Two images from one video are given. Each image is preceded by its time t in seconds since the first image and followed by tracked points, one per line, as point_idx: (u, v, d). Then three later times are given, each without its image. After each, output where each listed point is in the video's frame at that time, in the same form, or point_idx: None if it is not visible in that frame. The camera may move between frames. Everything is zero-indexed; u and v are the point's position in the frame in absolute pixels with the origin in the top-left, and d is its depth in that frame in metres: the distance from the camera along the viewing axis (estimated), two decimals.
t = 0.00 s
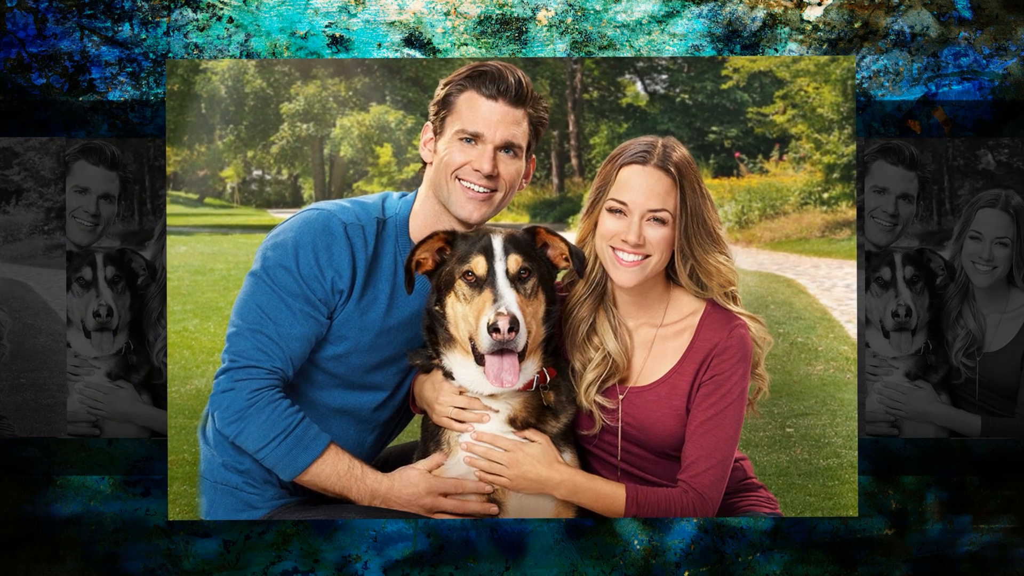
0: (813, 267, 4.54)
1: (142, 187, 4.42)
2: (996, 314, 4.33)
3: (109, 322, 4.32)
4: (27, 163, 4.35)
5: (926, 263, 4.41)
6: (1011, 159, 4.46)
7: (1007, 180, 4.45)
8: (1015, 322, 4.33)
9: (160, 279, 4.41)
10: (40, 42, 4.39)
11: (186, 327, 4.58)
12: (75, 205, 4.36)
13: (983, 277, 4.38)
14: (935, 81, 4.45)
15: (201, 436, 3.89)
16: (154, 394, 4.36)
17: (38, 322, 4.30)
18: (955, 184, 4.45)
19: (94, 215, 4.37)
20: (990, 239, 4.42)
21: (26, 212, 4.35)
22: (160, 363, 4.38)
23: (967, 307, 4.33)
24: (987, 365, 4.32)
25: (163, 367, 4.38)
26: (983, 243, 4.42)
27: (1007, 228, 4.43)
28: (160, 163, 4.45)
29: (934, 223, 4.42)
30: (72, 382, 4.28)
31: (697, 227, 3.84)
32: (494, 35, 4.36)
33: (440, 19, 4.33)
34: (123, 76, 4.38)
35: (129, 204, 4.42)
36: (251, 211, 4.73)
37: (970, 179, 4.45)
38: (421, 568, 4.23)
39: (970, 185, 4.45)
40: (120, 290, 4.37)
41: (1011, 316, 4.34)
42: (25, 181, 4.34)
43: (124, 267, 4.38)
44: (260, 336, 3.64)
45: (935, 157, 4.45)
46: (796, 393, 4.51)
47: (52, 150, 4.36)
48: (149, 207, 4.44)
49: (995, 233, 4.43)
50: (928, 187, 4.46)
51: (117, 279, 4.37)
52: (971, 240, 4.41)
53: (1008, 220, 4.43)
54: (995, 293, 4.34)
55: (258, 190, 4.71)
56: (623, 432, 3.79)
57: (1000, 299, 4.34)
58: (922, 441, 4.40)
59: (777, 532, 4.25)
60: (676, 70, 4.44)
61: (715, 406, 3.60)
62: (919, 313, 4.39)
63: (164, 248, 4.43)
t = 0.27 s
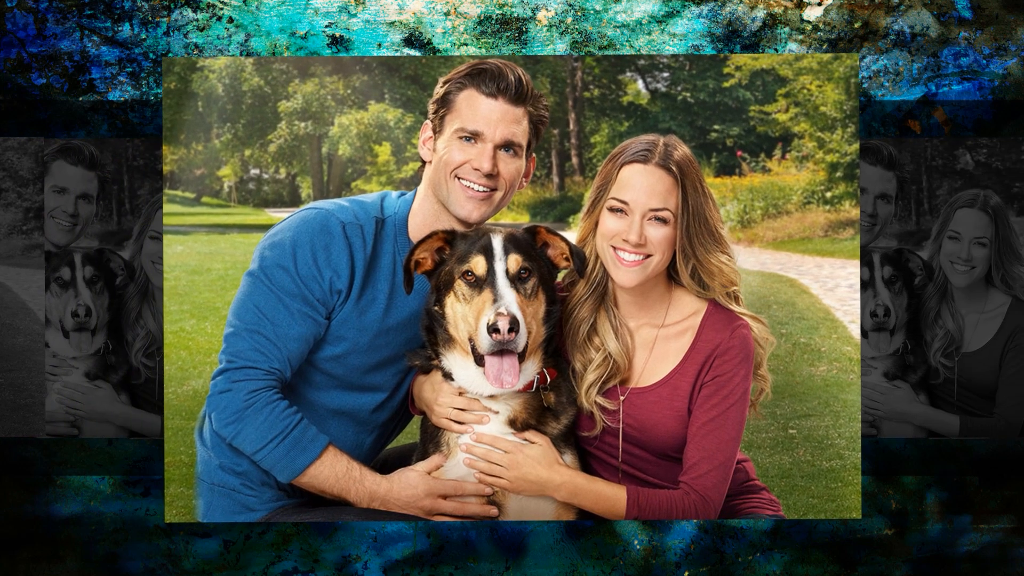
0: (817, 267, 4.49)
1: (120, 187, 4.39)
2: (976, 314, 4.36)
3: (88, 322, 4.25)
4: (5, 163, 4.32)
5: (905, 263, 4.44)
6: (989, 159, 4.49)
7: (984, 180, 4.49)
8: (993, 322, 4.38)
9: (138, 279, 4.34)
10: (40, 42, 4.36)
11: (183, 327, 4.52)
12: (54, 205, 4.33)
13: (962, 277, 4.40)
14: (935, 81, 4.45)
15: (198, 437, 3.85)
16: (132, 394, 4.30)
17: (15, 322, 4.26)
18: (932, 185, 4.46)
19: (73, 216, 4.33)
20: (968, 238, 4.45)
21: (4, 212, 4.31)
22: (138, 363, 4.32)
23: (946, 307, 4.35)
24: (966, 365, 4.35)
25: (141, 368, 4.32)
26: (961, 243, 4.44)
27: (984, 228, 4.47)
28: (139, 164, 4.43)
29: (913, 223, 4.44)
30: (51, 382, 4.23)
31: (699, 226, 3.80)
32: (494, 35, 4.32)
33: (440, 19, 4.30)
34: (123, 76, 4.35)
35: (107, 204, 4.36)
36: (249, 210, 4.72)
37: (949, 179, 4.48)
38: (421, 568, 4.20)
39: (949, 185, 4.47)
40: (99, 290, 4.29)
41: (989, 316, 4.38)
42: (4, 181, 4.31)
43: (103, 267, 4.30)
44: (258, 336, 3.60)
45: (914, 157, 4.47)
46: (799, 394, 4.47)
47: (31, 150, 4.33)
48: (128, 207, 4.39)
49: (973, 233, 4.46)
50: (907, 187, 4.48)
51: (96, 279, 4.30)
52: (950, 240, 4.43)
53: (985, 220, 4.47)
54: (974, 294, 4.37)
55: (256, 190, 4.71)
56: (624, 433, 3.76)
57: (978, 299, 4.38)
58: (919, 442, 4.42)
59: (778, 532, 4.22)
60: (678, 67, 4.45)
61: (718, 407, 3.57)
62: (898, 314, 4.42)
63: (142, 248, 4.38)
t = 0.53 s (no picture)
0: (819, 266, 4.49)
1: (98, 187, 4.34)
2: (953, 313, 4.27)
3: (66, 322, 4.21)
4: None
5: (883, 263, 4.39)
6: (968, 159, 4.42)
7: (963, 180, 4.41)
8: (971, 322, 4.28)
9: (116, 279, 4.30)
10: (40, 42, 4.29)
11: (180, 327, 4.52)
12: (33, 205, 4.28)
13: (941, 277, 4.33)
14: (935, 81, 4.36)
15: (195, 439, 3.81)
16: (110, 394, 4.24)
17: None
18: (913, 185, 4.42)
19: (51, 215, 4.28)
20: (947, 238, 4.38)
21: None
22: (116, 363, 4.26)
23: (924, 306, 4.29)
24: (945, 365, 4.26)
25: (120, 368, 4.26)
26: (940, 243, 4.38)
27: (963, 228, 4.38)
28: (117, 164, 4.37)
29: (891, 223, 4.41)
30: (30, 382, 4.18)
31: (701, 226, 3.76)
32: (494, 35, 4.21)
33: (440, 19, 4.21)
34: (124, 76, 4.27)
35: (85, 204, 4.32)
36: (247, 210, 4.69)
37: (928, 179, 4.42)
38: (421, 569, 4.16)
39: (927, 185, 4.42)
40: (77, 291, 4.26)
41: (968, 316, 4.28)
42: None
43: (81, 267, 4.26)
44: (255, 337, 3.56)
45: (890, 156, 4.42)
46: (802, 395, 4.42)
47: (9, 151, 4.28)
48: (106, 207, 4.33)
49: (951, 233, 4.38)
50: (885, 187, 4.45)
51: (75, 279, 4.26)
52: (929, 240, 4.37)
53: (964, 220, 4.38)
54: (952, 293, 4.29)
55: (253, 189, 4.68)
56: (625, 435, 3.72)
57: (957, 299, 4.29)
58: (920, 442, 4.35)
59: (778, 532, 4.15)
60: (680, 65, 4.42)
61: (720, 408, 3.53)
62: (875, 314, 4.36)
63: (120, 247, 4.33)
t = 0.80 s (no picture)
0: (822, 266, 4.47)
1: (77, 187, 4.23)
2: (929, 313, 4.18)
3: (44, 322, 4.10)
4: None
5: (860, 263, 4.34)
6: (946, 159, 4.31)
7: (942, 180, 4.30)
8: (950, 323, 4.16)
9: (95, 279, 4.17)
10: (40, 42, 4.20)
11: (177, 328, 4.61)
12: (11, 205, 4.17)
13: (918, 277, 4.23)
14: (935, 81, 4.25)
15: (193, 440, 3.78)
16: (89, 394, 4.15)
17: None
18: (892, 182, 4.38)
19: (29, 216, 4.17)
20: (925, 238, 4.27)
21: None
22: (95, 364, 4.16)
23: (901, 307, 4.24)
24: (921, 365, 4.18)
25: (99, 368, 4.17)
26: (918, 243, 4.28)
27: (941, 228, 4.26)
28: (96, 164, 4.26)
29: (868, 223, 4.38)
30: (8, 382, 4.09)
31: (702, 225, 3.73)
32: (494, 35, 4.17)
33: (440, 19, 4.16)
34: (123, 76, 4.20)
35: (64, 204, 4.20)
36: (247, 210, 4.71)
37: (906, 179, 4.36)
38: (421, 568, 4.13)
39: (906, 185, 4.37)
40: (56, 290, 4.14)
41: (946, 316, 4.16)
42: None
43: (60, 267, 4.15)
44: (253, 338, 3.53)
45: (867, 156, 4.36)
46: (804, 396, 4.45)
47: None
48: (84, 207, 4.22)
49: (929, 233, 4.26)
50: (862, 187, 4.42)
51: (53, 279, 4.14)
52: (906, 240, 4.29)
53: (942, 220, 4.26)
54: (930, 294, 4.20)
55: (252, 188, 4.72)
56: (626, 436, 3.69)
57: (934, 299, 4.18)
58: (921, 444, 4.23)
59: (777, 531, 4.11)
60: (681, 63, 4.46)
61: (722, 410, 3.50)
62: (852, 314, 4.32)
63: (99, 247, 4.20)
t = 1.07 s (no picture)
0: (825, 266, 4.41)
1: (55, 187, 4.28)
2: (909, 313, 4.33)
3: (23, 322, 4.13)
4: None
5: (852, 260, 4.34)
6: (924, 159, 4.49)
7: (918, 180, 4.49)
8: (927, 322, 4.32)
9: (72, 279, 4.18)
10: (40, 42, 4.36)
11: (174, 328, 4.42)
12: None
13: (897, 277, 4.38)
14: (935, 81, 4.47)
15: (190, 441, 3.74)
16: (67, 394, 4.18)
17: None
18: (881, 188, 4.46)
19: (7, 216, 4.24)
20: (904, 239, 4.43)
21: None
22: (73, 363, 4.17)
23: (880, 307, 4.36)
24: (901, 365, 4.34)
25: (77, 367, 4.18)
26: (896, 243, 4.44)
27: (920, 228, 4.42)
28: (74, 164, 4.34)
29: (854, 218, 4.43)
30: None
31: (704, 224, 3.70)
32: (494, 35, 4.32)
33: (440, 19, 4.34)
34: (123, 76, 4.36)
35: (42, 203, 4.25)
36: (243, 210, 4.59)
37: (884, 179, 4.53)
38: (421, 569, 4.09)
39: (884, 185, 4.53)
40: (34, 290, 4.17)
41: (925, 316, 4.33)
42: None
43: (38, 267, 4.18)
44: (250, 338, 3.49)
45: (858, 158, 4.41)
46: (807, 397, 4.37)
47: None
48: (62, 207, 4.26)
49: (908, 233, 4.43)
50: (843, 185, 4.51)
51: (31, 279, 4.17)
52: (885, 240, 4.44)
53: (921, 220, 4.42)
54: (907, 293, 4.35)
55: (249, 187, 4.58)
56: (627, 438, 3.65)
57: (913, 299, 4.33)
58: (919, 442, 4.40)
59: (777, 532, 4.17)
60: (682, 61, 4.41)
61: (724, 411, 3.47)
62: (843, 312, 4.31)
63: (77, 247, 4.20)
